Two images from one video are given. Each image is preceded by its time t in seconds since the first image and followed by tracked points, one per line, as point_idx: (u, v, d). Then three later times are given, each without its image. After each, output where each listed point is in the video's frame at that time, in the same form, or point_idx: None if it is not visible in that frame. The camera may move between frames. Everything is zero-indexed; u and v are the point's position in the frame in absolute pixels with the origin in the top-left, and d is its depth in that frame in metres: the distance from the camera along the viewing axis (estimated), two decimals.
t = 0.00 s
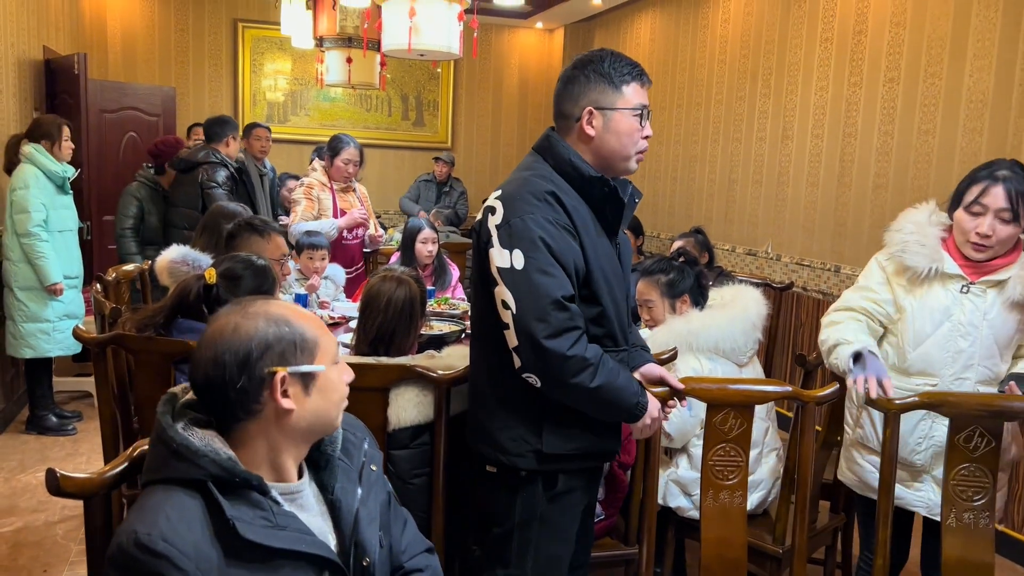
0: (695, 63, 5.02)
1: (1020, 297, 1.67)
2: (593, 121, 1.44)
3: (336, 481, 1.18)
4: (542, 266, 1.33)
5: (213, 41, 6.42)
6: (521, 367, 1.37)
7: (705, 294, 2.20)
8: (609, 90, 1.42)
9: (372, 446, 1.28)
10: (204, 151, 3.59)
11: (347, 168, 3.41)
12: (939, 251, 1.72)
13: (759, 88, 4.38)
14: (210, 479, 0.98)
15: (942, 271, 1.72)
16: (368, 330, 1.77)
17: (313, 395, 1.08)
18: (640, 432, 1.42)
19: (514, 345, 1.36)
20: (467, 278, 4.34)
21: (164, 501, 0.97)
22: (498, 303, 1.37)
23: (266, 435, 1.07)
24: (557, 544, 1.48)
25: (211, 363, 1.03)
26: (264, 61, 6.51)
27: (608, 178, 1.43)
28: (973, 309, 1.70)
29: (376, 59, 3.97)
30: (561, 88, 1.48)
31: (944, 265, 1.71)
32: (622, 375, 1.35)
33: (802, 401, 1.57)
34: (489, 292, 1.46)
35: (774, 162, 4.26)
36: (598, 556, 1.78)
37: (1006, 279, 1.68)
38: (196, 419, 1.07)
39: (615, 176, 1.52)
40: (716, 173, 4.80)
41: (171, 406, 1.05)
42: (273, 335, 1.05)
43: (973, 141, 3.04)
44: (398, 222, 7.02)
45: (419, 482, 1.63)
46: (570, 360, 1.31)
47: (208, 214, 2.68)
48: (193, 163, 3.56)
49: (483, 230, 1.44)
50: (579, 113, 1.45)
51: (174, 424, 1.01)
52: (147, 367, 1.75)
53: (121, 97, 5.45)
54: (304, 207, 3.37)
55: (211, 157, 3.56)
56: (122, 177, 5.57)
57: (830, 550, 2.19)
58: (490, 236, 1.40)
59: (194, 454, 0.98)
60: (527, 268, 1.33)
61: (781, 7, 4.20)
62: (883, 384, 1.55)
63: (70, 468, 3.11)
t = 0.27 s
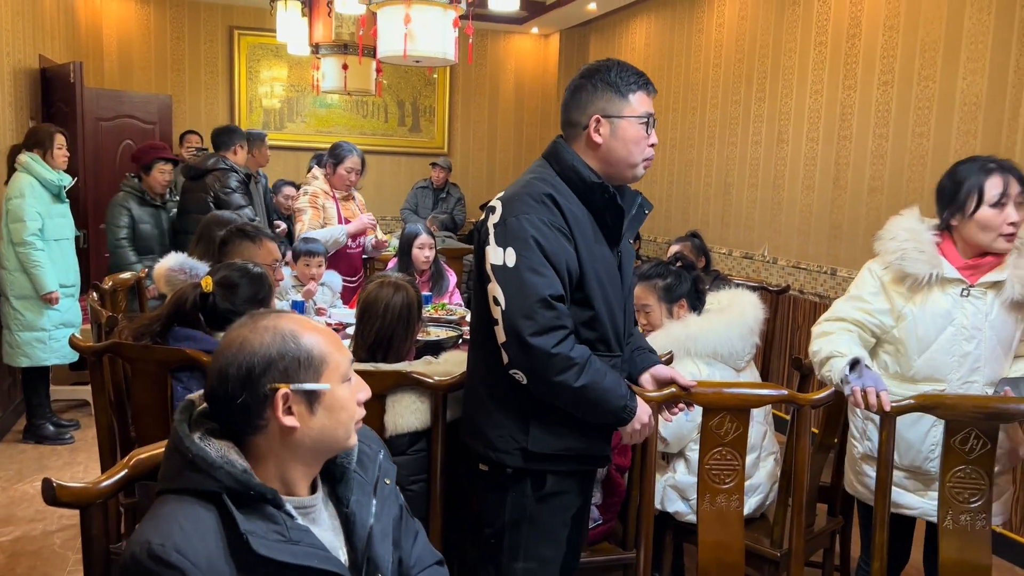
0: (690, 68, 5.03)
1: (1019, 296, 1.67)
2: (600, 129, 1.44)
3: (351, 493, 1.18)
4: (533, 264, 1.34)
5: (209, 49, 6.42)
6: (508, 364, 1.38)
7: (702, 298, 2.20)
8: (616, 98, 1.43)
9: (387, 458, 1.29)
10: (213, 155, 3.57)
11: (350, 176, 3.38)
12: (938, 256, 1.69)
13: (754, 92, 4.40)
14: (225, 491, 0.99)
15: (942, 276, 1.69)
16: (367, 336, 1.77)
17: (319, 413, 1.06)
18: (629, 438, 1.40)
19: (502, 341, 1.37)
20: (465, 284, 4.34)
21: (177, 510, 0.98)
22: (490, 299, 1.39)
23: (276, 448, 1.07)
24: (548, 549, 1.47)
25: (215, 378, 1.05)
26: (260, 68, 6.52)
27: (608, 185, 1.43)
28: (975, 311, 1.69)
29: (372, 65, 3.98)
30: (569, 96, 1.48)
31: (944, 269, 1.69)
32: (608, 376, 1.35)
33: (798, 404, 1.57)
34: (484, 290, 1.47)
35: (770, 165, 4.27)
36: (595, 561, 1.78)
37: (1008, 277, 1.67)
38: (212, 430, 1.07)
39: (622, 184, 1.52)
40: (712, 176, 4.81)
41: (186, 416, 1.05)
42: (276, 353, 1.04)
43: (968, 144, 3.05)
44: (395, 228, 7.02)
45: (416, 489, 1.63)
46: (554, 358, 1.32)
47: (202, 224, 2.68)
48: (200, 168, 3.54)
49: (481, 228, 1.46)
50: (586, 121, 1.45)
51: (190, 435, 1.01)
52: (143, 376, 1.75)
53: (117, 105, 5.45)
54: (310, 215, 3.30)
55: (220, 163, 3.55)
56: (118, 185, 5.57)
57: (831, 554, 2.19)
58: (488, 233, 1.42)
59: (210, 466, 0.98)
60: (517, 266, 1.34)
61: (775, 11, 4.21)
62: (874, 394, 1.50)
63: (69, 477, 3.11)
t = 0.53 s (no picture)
0: (684, 71, 5.04)
1: (1004, 291, 1.67)
2: (607, 138, 1.44)
3: (357, 501, 1.17)
4: (522, 259, 1.35)
5: (203, 54, 6.42)
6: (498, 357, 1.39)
7: (695, 301, 2.21)
8: (625, 109, 1.43)
9: (394, 466, 1.28)
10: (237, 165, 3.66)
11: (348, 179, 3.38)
12: (921, 258, 1.69)
13: (748, 94, 4.41)
14: (229, 499, 0.98)
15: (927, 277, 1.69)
16: (372, 340, 1.77)
17: (321, 422, 1.06)
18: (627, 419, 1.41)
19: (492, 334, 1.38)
20: (460, 288, 4.34)
21: (181, 517, 0.98)
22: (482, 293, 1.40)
23: (280, 456, 1.07)
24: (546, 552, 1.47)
25: (218, 384, 1.05)
26: (254, 73, 6.52)
27: (606, 189, 1.44)
28: (962, 310, 1.69)
29: (366, 70, 3.98)
30: (579, 106, 1.48)
31: (927, 271, 1.68)
32: (596, 367, 1.35)
33: (794, 405, 1.58)
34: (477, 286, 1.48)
35: (764, 168, 4.28)
36: (592, 564, 1.78)
37: (992, 274, 1.67)
38: (217, 434, 1.06)
39: (626, 198, 1.51)
40: (707, 179, 4.82)
41: (192, 421, 1.04)
42: (280, 359, 1.04)
43: (961, 145, 3.06)
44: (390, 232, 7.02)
45: (413, 493, 1.64)
46: (540, 348, 1.32)
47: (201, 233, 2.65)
48: (228, 176, 3.59)
49: (478, 226, 1.47)
50: (594, 130, 1.45)
51: (196, 440, 1.00)
52: (138, 383, 1.74)
53: (111, 111, 5.45)
54: (311, 218, 3.27)
55: (247, 171, 3.63)
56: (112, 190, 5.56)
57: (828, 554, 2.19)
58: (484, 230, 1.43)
59: (215, 474, 0.98)
60: (508, 260, 1.36)
61: (768, 14, 4.22)
62: (875, 393, 1.51)
63: (63, 484, 3.10)
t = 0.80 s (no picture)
0: (675, 72, 5.05)
1: (992, 291, 1.68)
2: (600, 139, 1.44)
3: (361, 508, 1.17)
4: (519, 262, 1.36)
5: (193, 57, 6.40)
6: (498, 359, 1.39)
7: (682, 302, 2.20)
8: (617, 110, 1.43)
9: (397, 471, 1.28)
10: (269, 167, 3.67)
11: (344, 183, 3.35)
12: (911, 255, 1.69)
13: (739, 95, 4.42)
14: (233, 504, 0.98)
15: (916, 274, 1.69)
16: (366, 344, 1.77)
17: (325, 428, 1.05)
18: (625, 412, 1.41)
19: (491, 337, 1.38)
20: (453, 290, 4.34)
21: (186, 521, 0.97)
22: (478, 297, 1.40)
23: (284, 462, 1.06)
24: (552, 554, 1.46)
25: (222, 388, 1.04)
26: (245, 76, 6.50)
27: (596, 192, 1.44)
28: (950, 308, 1.69)
29: (357, 72, 3.98)
30: (569, 109, 1.49)
31: (917, 268, 1.69)
32: (597, 363, 1.36)
33: (786, 405, 1.59)
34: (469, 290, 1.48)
35: (755, 168, 4.29)
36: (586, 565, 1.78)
37: (980, 273, 1.69)
38: (221, 438, 1.05)
39: (620, 196, 1.52)
40: (699, 180, 4.83)
41: (197, 423, 1.04)
42: (282, 366, 1.03)
43: (951, 144, 3.08)
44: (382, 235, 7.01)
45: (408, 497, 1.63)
46: (544, 348, 1.33)
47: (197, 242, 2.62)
48: (260, 179, 3.61)
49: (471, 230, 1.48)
50: (587, 131, 1.45)
51: (200, 443, 1.00)
52: (129, 387, 1.73)
53: (102, 114, 5.43)
54: (306, 219, 3.27)
55: (280, 177, 3.65)
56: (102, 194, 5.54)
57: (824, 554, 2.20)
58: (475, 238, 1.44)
59: (219, 478, 0.97)
60: (504, 263, 1.36)
61: (759, 15, 4.24)
62: (891, 391, 1.52)
63: (54, 490, 3.08)
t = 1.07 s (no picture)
0: (664, 72, 5.06)
1: (980, 288, 1.68)
2: (582, 136, 1.44)
3: (353, 508, 1.17)
4: (505, 277, 1.34)
5: (181, 59, 6.37)
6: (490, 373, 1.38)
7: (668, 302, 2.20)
8: (599, 106, 1.43)
9: (387, 472, 1.28)
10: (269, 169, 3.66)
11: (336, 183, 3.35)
12: (898, 251, 1.70)
13: (727, 95, 4.43)
14: (222, 509, 0.97)
15: (903, 270, 1.70)
16: (356, 346, 1.76)
17: (321, 431, 1.05)
18: (618, 413, 1.42)
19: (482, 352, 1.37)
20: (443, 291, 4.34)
21: (176, 526, 0.97)
22: (466, 313, 1.39)
23: (278, 464, 1.06)
24: (534, 556, 1.45)
25: (221, 392, 1.05)
26: (233, 78, 6.48)
27: (580, 196, 1.43)
28: (937, 304, 1.69)
29: (345, 73, 3.97)
30: (549, 104, 1.48)
31: (904, 264, 1.70)
32: (590, 372, 1.36)
33: (774, 404, 1.59)
34: (456, 302, 1.47)
35: (744, 168, 4.31)
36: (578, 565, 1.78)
37: (968, 270, 1.69)
38: (213, 441, 1.05)
39: (602, 193, 1.52)
40: (687, 180, 4.84)
41: (188, 426, 1.04)
42: (281, 365, 1.03)
43: (937, 144, 3.09)
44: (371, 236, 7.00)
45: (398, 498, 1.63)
46: (536, 363, 1.32)
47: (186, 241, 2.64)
48: (259, 182, 3.59)
49: (454, 242, 1.46)
50: (568, 127, 1.45)
51: (190, 446, 1.00)
52: (116, 391, 1.72)
53: (88, 116, 5.40)
54: (297, 222, 3.25)
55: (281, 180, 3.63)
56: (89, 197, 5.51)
57: (815, 552, 2.20)
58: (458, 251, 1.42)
59: (209, 483, 0.97)
60: (490, 280, 1.34)
61: (746, 15, 4.25)
62: (885, 390, 1.53)
63: (42, 494, 3.06)
